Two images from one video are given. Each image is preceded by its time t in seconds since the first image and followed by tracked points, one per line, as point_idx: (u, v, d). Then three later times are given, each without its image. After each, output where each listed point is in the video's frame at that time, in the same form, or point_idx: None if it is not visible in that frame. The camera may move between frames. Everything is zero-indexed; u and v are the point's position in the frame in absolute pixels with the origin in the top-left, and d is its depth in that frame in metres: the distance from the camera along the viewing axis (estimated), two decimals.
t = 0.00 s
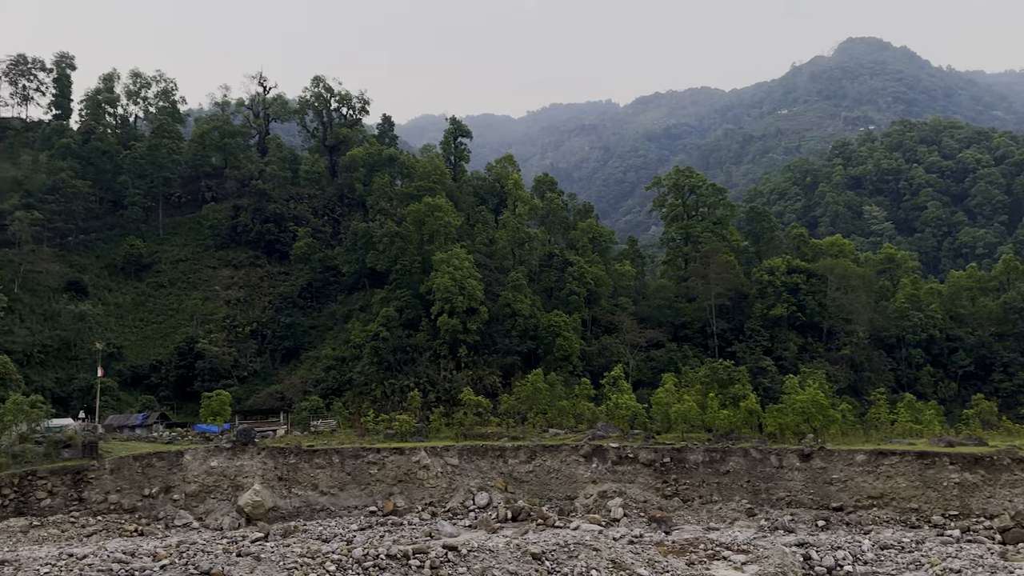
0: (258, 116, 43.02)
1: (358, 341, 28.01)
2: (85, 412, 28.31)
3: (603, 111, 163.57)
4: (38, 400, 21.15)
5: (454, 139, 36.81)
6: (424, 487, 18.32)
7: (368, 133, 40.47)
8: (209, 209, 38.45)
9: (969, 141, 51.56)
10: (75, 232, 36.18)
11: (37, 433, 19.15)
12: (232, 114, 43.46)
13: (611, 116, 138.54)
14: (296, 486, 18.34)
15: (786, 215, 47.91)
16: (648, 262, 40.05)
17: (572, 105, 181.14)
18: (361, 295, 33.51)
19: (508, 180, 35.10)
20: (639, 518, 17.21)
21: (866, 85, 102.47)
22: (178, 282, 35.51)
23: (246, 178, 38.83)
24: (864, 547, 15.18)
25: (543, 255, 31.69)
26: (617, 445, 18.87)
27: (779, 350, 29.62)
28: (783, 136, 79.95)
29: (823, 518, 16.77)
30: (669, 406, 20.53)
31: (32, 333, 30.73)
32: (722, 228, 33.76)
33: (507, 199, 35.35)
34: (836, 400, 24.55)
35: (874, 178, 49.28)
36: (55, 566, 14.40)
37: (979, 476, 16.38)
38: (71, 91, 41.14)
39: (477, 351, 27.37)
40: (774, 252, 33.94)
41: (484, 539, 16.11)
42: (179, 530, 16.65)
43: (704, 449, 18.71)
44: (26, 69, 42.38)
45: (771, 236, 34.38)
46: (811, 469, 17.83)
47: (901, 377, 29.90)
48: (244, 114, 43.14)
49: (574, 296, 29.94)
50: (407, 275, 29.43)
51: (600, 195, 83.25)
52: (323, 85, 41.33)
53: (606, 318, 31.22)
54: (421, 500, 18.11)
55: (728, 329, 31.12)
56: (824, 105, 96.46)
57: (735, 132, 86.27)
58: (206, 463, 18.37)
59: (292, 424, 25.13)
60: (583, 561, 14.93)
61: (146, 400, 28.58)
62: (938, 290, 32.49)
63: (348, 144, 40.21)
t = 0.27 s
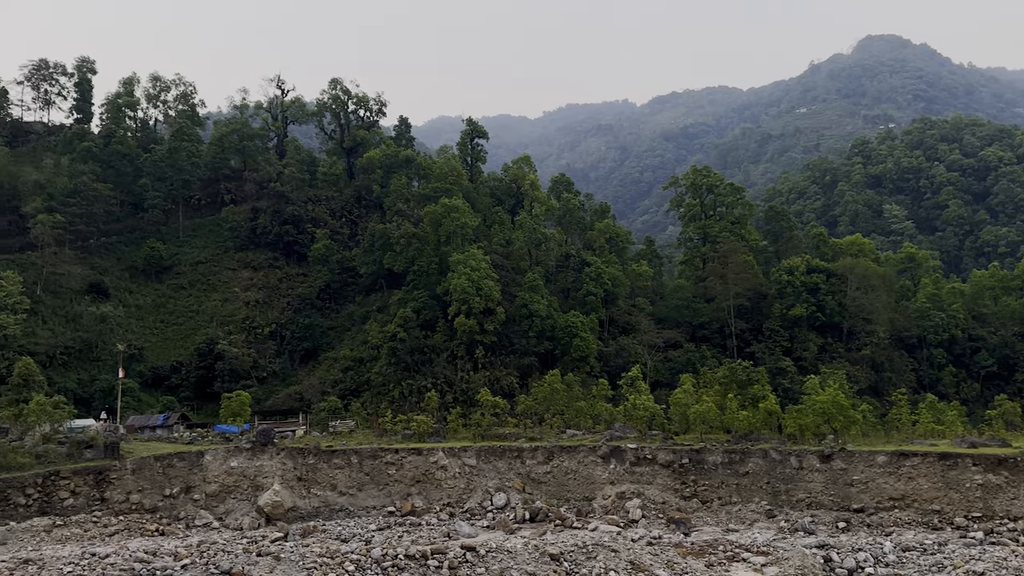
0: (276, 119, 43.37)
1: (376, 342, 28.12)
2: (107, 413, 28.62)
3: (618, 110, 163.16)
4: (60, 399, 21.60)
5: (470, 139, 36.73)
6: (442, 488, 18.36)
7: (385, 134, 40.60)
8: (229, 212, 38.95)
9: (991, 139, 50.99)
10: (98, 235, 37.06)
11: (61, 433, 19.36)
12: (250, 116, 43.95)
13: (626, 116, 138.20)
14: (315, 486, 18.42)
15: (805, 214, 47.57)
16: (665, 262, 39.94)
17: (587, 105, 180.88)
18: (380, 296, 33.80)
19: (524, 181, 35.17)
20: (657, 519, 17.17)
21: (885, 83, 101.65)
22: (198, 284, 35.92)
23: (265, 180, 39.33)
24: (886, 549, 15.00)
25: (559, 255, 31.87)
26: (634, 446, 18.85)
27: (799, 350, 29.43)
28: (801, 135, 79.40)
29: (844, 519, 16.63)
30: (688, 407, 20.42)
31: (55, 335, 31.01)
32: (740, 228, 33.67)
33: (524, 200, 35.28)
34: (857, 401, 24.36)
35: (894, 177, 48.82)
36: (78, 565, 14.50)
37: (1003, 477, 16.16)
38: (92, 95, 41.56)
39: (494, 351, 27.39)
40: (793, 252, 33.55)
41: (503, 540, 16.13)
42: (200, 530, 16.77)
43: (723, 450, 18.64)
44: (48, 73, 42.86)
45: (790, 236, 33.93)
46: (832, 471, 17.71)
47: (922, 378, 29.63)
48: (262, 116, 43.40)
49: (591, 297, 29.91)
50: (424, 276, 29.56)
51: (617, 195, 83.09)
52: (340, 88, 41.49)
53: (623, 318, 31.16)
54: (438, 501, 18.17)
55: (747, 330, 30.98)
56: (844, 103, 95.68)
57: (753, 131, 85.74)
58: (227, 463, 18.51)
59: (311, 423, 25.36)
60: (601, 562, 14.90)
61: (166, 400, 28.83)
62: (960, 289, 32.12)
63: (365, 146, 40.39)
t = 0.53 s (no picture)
0: (295, 121, 43.84)
1: (395, 342, 28.27)
2: (130, 413, 28.95)
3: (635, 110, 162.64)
4: (84, 400, 22.04)
5: (487, 140, 36.71)
6: (460, 488, 18.37)
7: (404, 135, 40.79)
8: (249, 213, 39.46)
9: (1015, 136, 50.34)
10: (120, 238, 37.76)
11: (84, 433, 19.54)
12: (269, 118, 44.47)
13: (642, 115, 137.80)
14: (334, 485, 18.50)
15: (826, 212, 47.21)
16: (684, 262, 39.81)
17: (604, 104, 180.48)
18: (397, 297, 33.78)
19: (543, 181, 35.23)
20: (677, 520, 17.10)
21: (907, 81, 100.73)
22: (219, 286, 36.32)
23: (285, 181, 39.90)
24: (909, 551, 14.80)
25: (577, 255, 32.09)
26: (653, 447, 18.80)
27: (820, 350, 29.22)
28: (821, 133, 78.80)
29: (866, 521, 16.47)
30: (707, 408, 20.44)
31: (78, 336, 31.34)
32: (760, 227, 33.57)
33: (542, 200, 35.36)
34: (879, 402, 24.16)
35: (916, 175, 48.33)
36: (102, 563, 14.64)
37: None
38: (114, 98, 42.02)
39: (512, 351, 27.40)
40: (814, 251, 33.59)
41: (522, 540, 16.11)
42: (221, 529, 16.88)
43: (743, 451, 18.55)
44: (71, 77, 43.40)
45: (811, 235, 34.07)
46: (854, 472, 17.57)
47: (945, 378, 29.28)
48: (282, 118, 43.88)
49: (609, 297, 29.88)
50: (442, 276, 29.59)
51: (635, 195, 82.89)
52: (358, 89, 41.69)
53: (641, 318, 31.09)
54: (457, 501, 18.19)
55: (767, 329, 30.85)
56: (865, 101, 94.82)
57: (772, 129, 85.13)
58: (248, 462, 18.66)
59: (331, 423, 25.78)
60: (621, 563, 14.85)
61: (188, 400, 29.08)
62: (985, 288, 31.68)
63: (383, 147, 40.62)
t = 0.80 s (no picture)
0: (318, 122, 44.31)
1: (417, 342, 28.40)
2: (155, 412, 29.35)
3: (654, 109, 162.01)
4: (112, 400, 22.46)
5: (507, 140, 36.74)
6: (482, 487, 18.39)
7: (425, 136, 41.02)
8: (272, 214, 39.89)
9: None
10: (144, 238, 38.00)
11: (111, 432, 19.73)
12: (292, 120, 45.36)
13: (662, 113, 137.19)
14: (357, 484, 18.59)
15: (850, 210, 46.78)
16: (706, 261, 39.67)
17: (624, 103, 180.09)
18: (419, 297, 34.16)
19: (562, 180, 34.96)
20: (700, 521, 17.03)
21: (932, 77, 99.55)
22: (242, 286, 36.62)
23: (307, 182, 40.24)
24: (936, 553, 14.63)
25: (598, 255, 32.24)
26: (676, 447, 18.72)
27: (844, 350, 28.97)
28: (845, 131, 78.06)
29: (891, 522, 16.29)
30: (731, 408, 20.35)
31: (104, 336, 31.76)
32: (783, 225, 33.37)
33: (562, 199, 35.13)
34: (906, 402, 23.94)
35: (942, 172, 47.76)
36: (128, 561, 14.84)
37: None
38: (139, 100, 42.53)
39: (533, 351, 27.42)
40: (838, 249, 33.40)
41: (543, 540, 16.09)
42: (245, 527, 17.03)
43: (767, 451, 18.41)
44: (98, 80, 43.99)
45: (835, 233, 33.80)
46: (879, 472, 17.36)
47: (972, 378, 28.94)
48: (305, 120, 44.67)
49: (630, 297, 29.89)
50: (463, 276, 29.66)
51: (655, 193, 82.59)
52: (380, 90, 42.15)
53: (663, 318, 31.00)
54: (479, 500, 18.20)
55: (790, 329, 30.69)
56: (889, 97, 93.76)
57: (795, 127, 84.41)
58: (271, 461, 18.78)
59: (353, 423, 25.86)
60: (643, 563, 14.78)
61: (212, 400, 29.45)
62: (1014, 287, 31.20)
63: (404, 148, 40.82)
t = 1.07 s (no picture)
0: (342, 123, 44.77)
1: (441, 341, 28.59)
2: (183, 409, 29.74)
3: (677, 107, 161.17)
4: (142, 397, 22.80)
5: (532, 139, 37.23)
6: (507, 486, 18.40)
7: (449, 136, 41.14)
8: (298, 214, 40.33)
9: None
10: (173, 238, 38.84)
11: (141, 429, 19.96)
12: (318, 120, 46.00)
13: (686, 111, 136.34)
14: (383, 482, 18.69)
15: (879, 207, 46.26)
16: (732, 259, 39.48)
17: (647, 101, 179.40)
18: (443, 295, 34.31)
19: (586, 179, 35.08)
20: (727, 521, 16.90)
21: (963, 72, 98.05)
22: (269, 285, 37.06)
23: (333, 182, 40.81)
24: (968, 554, 14.42)
25: (622, 253, 32.20)
26: (702, 446, 18.63)
27: (873, 349, 28.67)
28: (874, 127, 77.13)
29: (922, 523, 16.07)
30: (757, 408, 20.18)
31: (133, 335, 32.17)
32: (810, 223, 32.97)
33: (586, 198, 35.34)
34: (937, 402, 23.60)
35: (974, 168, 47.09)
36: (158, 556, 15.01)
37: None
38: (167, 102, 43.03)
39: (557, 350, 27.45)
40: (867, 247, 33.06)
41: (569, 539, 16.08)
42: (273, 524, 17.16)
43: (795, 451, 18.27)
44: (126, 82, 44.56)
45: (864, 231, 33.66)
46: (909, 472, 17.18)
47: (1005, 376, 28.51)
48: (330, 120, 45.19)
49: (655, 295, 29.84)
50: (487, 275, 30.00)
51: (680, 192, 82.14)
52: (403, 89, 42.10)
53: (688, 316, 30.87)
54: (504, 499, 18.20)
55: (818, 327, 30.40)
56: (920, 92, 92.41)
57: (823, 123, 83.52)
58: (298, 458, 18.98)
59: (378, 421, 25.97)
60: (669, 563, 14.70)
61: (240, 398, 29.89)
62: None
63: (428, 147, 40.99)
